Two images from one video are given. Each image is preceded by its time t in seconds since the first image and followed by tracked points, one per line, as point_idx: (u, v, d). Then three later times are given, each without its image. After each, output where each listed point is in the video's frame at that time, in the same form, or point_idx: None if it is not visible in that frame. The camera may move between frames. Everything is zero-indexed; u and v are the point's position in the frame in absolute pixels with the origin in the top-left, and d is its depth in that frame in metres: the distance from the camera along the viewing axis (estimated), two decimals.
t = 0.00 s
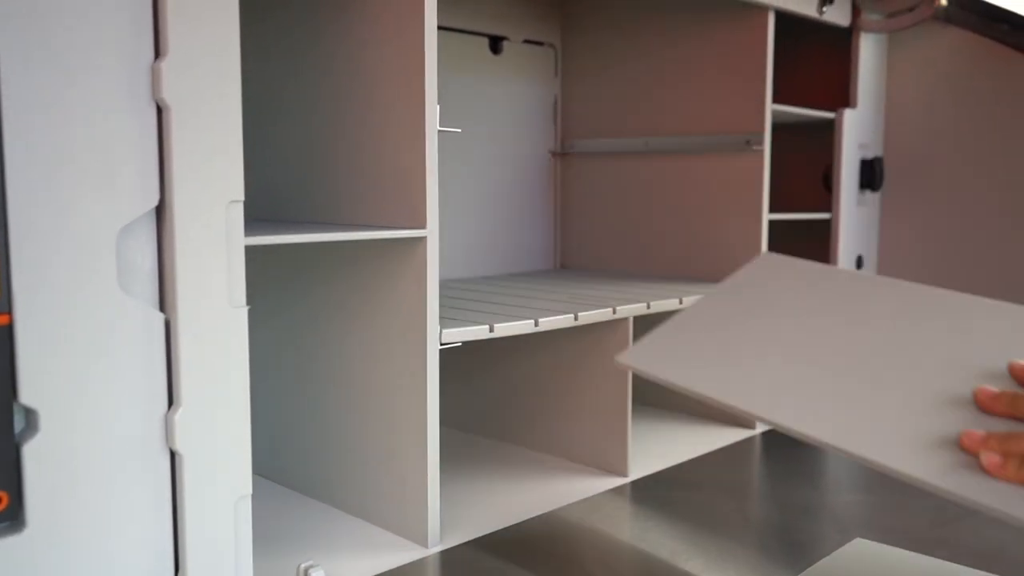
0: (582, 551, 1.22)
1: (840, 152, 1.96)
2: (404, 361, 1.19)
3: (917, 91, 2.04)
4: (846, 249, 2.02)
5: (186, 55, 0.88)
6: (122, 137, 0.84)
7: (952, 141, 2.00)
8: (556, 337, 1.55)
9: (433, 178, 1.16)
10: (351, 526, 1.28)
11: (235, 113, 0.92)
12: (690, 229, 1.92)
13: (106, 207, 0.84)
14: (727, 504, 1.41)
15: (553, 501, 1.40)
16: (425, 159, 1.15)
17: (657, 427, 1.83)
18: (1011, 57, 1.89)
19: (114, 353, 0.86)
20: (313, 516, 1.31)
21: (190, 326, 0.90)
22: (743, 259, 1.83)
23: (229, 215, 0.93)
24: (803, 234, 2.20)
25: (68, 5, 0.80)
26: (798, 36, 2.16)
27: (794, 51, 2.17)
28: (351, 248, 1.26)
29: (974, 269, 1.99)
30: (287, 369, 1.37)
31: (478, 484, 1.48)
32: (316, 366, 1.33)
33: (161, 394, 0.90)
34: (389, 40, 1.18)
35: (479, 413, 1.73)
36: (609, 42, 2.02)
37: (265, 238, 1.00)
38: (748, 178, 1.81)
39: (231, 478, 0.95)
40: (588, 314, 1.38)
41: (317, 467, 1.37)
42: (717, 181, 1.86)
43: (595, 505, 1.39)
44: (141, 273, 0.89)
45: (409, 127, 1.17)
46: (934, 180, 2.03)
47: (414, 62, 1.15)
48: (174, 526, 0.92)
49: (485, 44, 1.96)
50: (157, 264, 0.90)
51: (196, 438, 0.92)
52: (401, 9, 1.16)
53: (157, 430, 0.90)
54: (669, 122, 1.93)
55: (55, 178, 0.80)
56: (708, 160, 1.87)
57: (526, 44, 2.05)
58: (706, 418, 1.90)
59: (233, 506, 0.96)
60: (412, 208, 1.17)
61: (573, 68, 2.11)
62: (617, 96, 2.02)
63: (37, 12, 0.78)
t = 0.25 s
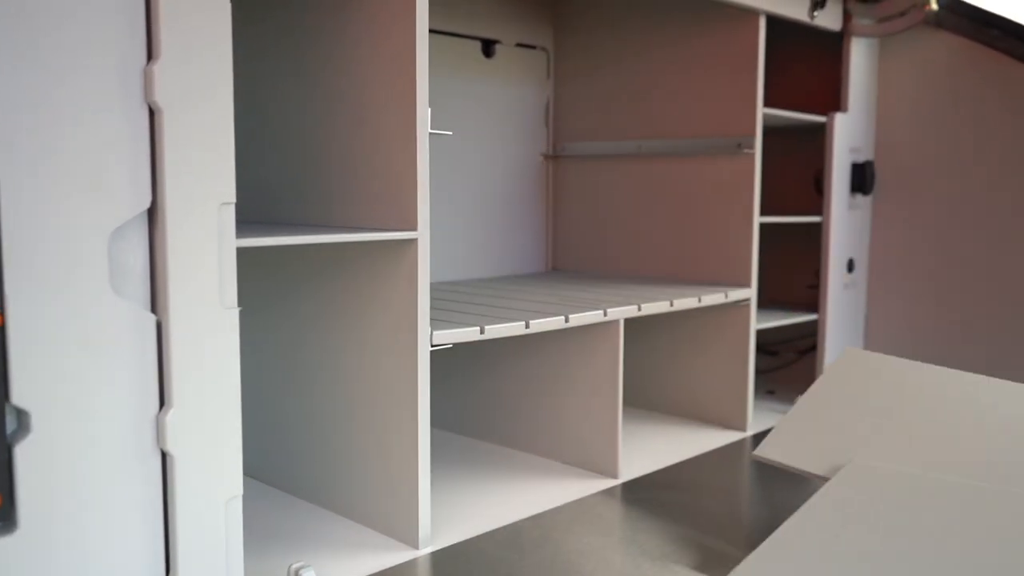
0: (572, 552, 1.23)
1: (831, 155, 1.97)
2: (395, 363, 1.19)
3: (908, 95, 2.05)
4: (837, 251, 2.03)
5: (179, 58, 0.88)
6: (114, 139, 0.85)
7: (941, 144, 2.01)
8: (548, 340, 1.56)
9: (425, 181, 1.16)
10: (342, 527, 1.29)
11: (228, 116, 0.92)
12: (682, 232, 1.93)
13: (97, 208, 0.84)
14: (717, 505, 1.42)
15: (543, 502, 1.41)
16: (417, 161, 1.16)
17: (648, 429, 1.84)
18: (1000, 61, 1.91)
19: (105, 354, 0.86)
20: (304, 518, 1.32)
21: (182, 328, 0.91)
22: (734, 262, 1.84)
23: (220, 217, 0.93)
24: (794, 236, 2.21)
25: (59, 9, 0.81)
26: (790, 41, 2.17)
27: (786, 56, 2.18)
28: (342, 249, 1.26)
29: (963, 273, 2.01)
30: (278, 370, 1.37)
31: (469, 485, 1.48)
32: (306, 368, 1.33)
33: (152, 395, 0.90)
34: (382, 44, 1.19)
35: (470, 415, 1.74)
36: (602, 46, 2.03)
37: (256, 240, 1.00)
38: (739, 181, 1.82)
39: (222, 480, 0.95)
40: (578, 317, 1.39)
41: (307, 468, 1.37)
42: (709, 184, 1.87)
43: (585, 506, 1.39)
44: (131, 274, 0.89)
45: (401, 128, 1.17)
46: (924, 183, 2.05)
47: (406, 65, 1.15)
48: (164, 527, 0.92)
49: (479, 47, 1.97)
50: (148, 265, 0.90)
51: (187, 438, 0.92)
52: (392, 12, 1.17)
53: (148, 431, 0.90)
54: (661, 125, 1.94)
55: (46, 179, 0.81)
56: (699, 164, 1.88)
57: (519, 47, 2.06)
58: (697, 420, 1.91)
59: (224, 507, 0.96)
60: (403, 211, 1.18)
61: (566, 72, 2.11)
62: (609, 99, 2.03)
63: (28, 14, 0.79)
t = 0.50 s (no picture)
0: (559, 547, 1.23)
1: (817, 154, 1.99)
2: (382, 358, 1.20)
3: (893, 94, 2.07)
4: (822, 249, 2.04)
5: (164, 53, 0.88)
6: (98, 133, 0.85)
7: (926, 143, 2.03)
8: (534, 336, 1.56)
9: (411, 177, 1.17)
10: (329, 523, 1.29)
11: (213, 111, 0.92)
12: (669, 229, 1.94)
13: (82, 203, 0.84)
14: (702, 500, 1.43)
15: (530, 498, 1.42)
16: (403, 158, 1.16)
17: (634, 425, 1.85)
18: (983, 61, 1.93)
19: (89, 349, 0.86)
20: (292, 513, 1.32)
21: (168, 322, 0.91)
22: (720, 260, 1.85)
23: (206, 212, 0.93)
24: (780, 234, 2.22)
25: (44, 4, 0.81)
26: (776, 40, 2.19)
27: (772, 55, 2.19)
28: (329, 245, 1.26)
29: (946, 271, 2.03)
30: (266, 366, 1.38)
31: (456, 480, 1.49)
32: (294, 364, 1.33)
33: (138, 389, 0.90)
34: (369, 40, 1.19)
35: (459, 411, 1.74)
36: (590, 44, 2.04)
37: (243, 235, 1.00)
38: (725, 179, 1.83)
39: (209, 474, 0.96)
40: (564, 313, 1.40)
41: (295, 463, 1.37)
42: (695, 182, 1.88)
43: (572, 500, 1.40)
44: (117, 270, 0.89)
45: (387, 125, 1.18)
46: (908, 182, 2.07)
47: (393, 61, 1.16)
48: (150, 521, 0.93)
49: (467, 44, 1.97)
50: (134, 260, 0.90)
51: (173, 432, 0.92)
52: (379, 8, 1.17)
53: (133, 425, 0.90)
54: (648, 123, 1.95)
55: (31, 173, 0.81)
56: (686, 162, 1.89)
57: (507, 45, 2.06)
58: (684, 416, 1.92)
59: (211, 501, 0.96)
60: (389, 207, 1.18)
61: (554, 70, 2.12)
62: (597, 97, 2.04)
63: (14, 9, 0.79)
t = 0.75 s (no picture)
0: (550, 542, 1.24)
1: (806, 152, 2.00)
2: (372, 355, 1.20)
3: (882, 92, 2.08)
4: (812, 246, 2.05)
5: (153, 49, 0.88)
6: (88, 129, 0.85)
7: (914, 142, 2.04)
8: (525, 333, 1.57)
9: (401, 174, 1.17)
10: (318, 519, 1.29)
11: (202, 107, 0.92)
12: (659, 226, 1.94)
13: (72, 198, 0.84)
14: (691, 496, 1.44)
15: (519, 494, 1.42)
16: (394, 155, 1.16)
17: (624, 422, 1.86)
18: (971, 59, 1.94)
19: (78, 344, 0.86)
20: (281, 509, 1.32)
21: (157, 318, 0.91)
22: (710, 258, 1.86)
23: (196, 207, 0.93)
24: (770, 232, 2.23)
25: None
26: (766, 38, 2.19)
27: (763, 53, 2.20)
28: (319, 241, 1.26)
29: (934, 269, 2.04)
30: (255, 362, 1.38)
31: (446, 477, 1.49)
32: (283, 360, 1.33)
33: (127, 385, 0.90)
34: (359, 36, 1.19)
35: (449, 408, 1.74)
36: (581, 42, 2.04)
37: (233, 231, 1.00)
38: (715, 177, 1.84)
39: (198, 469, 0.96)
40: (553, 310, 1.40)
41: (284, 459, 1.37)
42: (685, 179, 1.89)
43: (561, 496, 1.41)
44: (107, 265, 0.89)
45: (378, 122, 1.18)
46: (897, 181, 2.08)
47: (383, 58, 1.16)
48: (139, 516, 0.93)
49: (458, 41, 1.97)
50: (123, 255, 0.90)
51: (162, 427, 0.92)
52: (370, 5, 1.17)
53: (123, 420, 0.90)
54: (639, 121, 1.95)
55: (19, 167, 0.81)
56: (676, 160, 1.90)
57: (498, 42, 2.07)
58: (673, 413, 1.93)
59: (199, 497, 0.96)
60: (380, 203, 1.18)
61: (545, 67, 2.12)
62: (588, 95, 2.04)
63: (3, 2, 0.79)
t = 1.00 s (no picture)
0: (547, 541, 1.24)
1: (803, 151, 2.00)
2: (369, 353, 1.20)
3: (878, 92, 2.08)
4: (808, 245, 2.06)
5: (150, 46, 0.88)
6: (86, 126, 0.85)
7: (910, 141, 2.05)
8: (522, 331, 1.57)
9: (399, 172, 1.17)
10: (315, 517, 1.29)
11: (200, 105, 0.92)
12: (655, 225, 1.95)
13: (69, 195, 0.84)
14: (688, 495, 1.44)
15: (515, 492, 1.42)
16: (392, 153, 1.16)
17: (620, 421, 1.86)
18: (967, 59, 1.94)
19: (75, 342, 0.86)
20: (277, 507, 1.32)
21: (154, 316, 0.91)
22: (706, 256, 1.86)
23: (193, 205, 0.93)
24: (766, 231, 2.24)
25: None
26: (764, 38, 2.20)
27: (759, 52, 2.20)
28: (316, 239, 1.26)
29: (929, 268, 2.05)
30: (252, 360, 1.38)
31: (442, 475, 1.49)
32: (280, 358, 1.33)
33: (124, 382, 0.90)
34: (357, 35, 1.19)
35: (445, 406, 1.75)
36: (578, 41, 2.04)
37: (230, 229, 1.00)
38: (712, 176, 1.84)
39: (194, 466, 0.95)
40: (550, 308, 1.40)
41: (280, 457, 1.37)
42: (681, 178, 1.89)
43: (558, 495, 1.41)
44: (103, 262, 0.89)
45: (375, 120, 1.18)
46: (893, 180, 2.08)
47: (381, 56, 1.16)
48: (135, 513, 0.92)
49: (456, 40, 1.97)
50: (120, 252, 0.90)
51: (158, 424, 0.92)
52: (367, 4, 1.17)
53: (120, 418, 0.90)
54: (636, 119, 1.95)
55: (17, 164, 0.81)
56: (673, 158, 1.90)
57: (496, 41, 2.07)
58: (669, 411, 1.93)
59: (196, 495, 0.96)
60: (377, 202, 1.18)
61: (542, 66, 2.12)
62: (584, 94, 2.04)
63: None
